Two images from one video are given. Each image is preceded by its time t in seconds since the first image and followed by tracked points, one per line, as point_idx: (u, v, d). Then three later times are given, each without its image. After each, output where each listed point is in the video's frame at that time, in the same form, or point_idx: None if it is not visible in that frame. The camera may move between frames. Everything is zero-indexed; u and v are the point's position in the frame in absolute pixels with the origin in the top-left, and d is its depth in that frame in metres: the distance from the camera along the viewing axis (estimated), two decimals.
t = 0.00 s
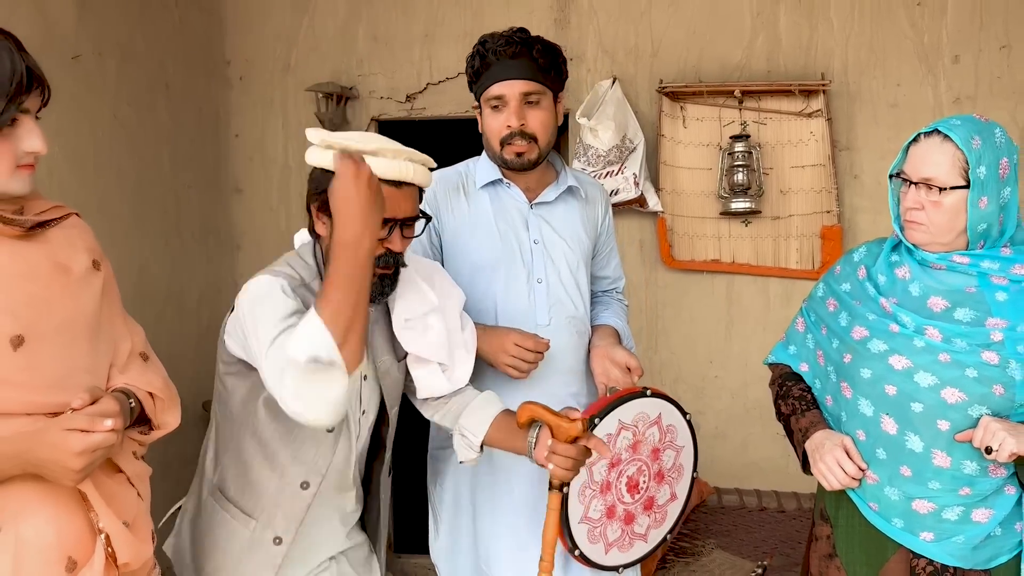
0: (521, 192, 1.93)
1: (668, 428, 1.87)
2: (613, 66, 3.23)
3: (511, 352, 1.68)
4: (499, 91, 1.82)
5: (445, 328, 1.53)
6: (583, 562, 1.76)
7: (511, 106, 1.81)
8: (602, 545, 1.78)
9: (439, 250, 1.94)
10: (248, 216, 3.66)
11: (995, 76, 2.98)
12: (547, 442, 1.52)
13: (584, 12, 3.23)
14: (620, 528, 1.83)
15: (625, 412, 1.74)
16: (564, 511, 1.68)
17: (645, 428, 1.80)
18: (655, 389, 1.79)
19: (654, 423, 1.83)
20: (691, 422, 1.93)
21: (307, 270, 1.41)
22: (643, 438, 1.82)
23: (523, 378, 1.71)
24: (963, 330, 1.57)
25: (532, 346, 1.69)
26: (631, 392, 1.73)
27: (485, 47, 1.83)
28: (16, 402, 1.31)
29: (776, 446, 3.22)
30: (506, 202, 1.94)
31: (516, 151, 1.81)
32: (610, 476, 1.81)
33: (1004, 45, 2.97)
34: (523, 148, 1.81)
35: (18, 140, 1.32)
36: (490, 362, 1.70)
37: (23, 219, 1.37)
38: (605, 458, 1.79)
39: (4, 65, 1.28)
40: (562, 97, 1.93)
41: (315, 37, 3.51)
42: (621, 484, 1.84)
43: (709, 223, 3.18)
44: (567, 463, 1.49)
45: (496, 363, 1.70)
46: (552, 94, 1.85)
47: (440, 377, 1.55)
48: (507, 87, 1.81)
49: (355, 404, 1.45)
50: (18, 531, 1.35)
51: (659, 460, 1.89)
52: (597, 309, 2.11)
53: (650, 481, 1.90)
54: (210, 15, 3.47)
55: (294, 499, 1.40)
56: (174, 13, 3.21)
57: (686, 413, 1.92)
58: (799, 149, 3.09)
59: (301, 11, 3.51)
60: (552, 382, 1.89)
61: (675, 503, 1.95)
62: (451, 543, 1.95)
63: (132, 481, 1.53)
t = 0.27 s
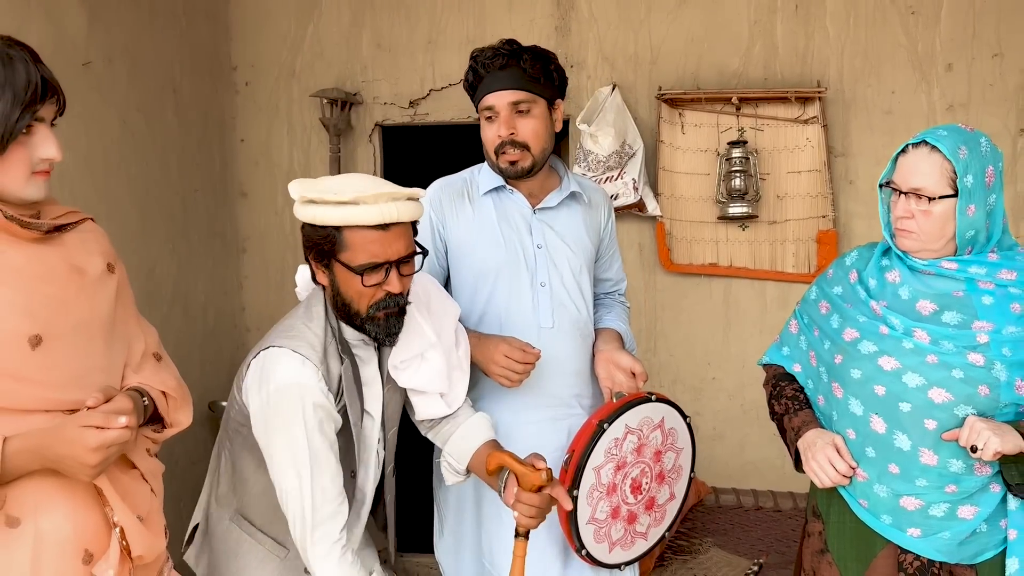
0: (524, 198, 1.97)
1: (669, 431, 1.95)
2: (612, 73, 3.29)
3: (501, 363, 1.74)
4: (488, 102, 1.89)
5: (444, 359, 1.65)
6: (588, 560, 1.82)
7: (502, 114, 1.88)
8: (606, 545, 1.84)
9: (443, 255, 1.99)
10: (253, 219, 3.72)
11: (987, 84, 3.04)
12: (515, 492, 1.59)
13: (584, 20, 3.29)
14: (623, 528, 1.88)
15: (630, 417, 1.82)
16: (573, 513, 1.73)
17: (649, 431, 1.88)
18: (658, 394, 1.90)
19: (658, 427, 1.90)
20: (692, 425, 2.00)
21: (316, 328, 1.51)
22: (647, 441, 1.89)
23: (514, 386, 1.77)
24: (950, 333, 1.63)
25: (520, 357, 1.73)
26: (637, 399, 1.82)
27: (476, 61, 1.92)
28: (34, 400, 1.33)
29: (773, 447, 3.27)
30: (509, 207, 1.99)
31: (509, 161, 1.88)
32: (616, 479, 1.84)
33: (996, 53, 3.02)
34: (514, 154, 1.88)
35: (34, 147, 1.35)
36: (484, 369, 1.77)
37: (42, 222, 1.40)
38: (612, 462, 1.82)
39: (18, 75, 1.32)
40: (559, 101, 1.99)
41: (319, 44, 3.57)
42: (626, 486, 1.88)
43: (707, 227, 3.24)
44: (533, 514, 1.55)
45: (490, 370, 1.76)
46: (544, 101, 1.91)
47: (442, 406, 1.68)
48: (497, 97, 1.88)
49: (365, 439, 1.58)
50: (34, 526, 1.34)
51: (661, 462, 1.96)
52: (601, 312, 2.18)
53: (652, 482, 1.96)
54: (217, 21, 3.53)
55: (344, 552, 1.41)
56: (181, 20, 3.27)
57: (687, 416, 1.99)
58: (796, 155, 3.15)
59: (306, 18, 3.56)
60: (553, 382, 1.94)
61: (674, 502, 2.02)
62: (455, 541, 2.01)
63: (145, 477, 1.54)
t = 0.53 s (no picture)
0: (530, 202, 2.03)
1: (671, 428, 2.00)
2: (611, 79, 3.35)
3: (506, 363, 1.79)
4: (491, 107, 1.95)
5: (442, 352, 1.67)
6: (591, 553, 1.87)
7: (504, 118, 1.94)
8: (609, 538, 1.89)
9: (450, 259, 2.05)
10: (257, 222, 3.77)
11: (979, 90, 3.10)
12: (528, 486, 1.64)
13: (583, 27, 3.35)
14: (628, 523, 1.94)
15: (631, 413, 1.88)
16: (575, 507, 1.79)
17: (650, 428, 1.94)
18: (659, 391, 1.95)
19: (659, 423, 1.96)
20: (694, 421, 2.06)
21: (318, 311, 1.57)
22: (648, 437, 1.95)
23: (519, 386, 1.82)
24: (938, 334, 1.68)
25: (524, 358, 1.78)
26: (637, 395, 1.88)
27: (477, 68, 1.98)
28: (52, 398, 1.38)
29: (769, 447, 3.32)
30: (514, 210, 2.04)
31: (511, 163, 1.93)
32: (618, 474, 1.90)
33: (989, 60, 3.08)
34: (516, 156, 1.93)
35: (50, 152, 1.38)
36: (489, 368, 1.82)
37: (58, 225, 1.42)
38: (613, 458, 1.87)
39: (37, 82, 1.34)
40: (561, 105, 2.04)
41: (323, 49, 3.62)
42: (628, 481, 1.94)
43: (705, 231, 3.29)
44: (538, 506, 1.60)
45: (496, 369, 1.81)
46: (545, 104, 1.96)
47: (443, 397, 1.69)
48: (498, 102, 1.94)
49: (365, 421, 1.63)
50: (52, 521, 1.39)
51: (663, 458, 2.01)
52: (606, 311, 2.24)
53: (656, 477, 2.01)
54: (222, 27, 3.58)
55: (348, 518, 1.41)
56: (188, 26, 3.32)
57: (689, 413, 2.05)
58: (792, 160, 3.20)
59: (310, 24, 3.62)
60: (558, 382, 1.99)
61: (679, 497, 2.07)
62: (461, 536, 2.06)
63: (157, 473, 1.58)
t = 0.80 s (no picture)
0: (538, 208, 2.07)
1: (672, 431, 2.05)
2: (612, 85, 3.39)
3: (521, 365, 1.82)
4: (500, 113, 1.99)
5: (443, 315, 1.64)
6: (591, 552, 1.91)
7: (512, 125, 1.98)
8: (609, 538, 1.93)
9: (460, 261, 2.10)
10: (262, 225, 3.82)
11: (975, 97, 3.14)
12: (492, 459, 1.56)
13: (584, 34, 3.40)
14: (628, 523, 1.98)
15: (634, 416, 1.92)
16: (576, 505, 1.84)
17: (652, 430, 1.98)
18: (662, 395, 1.99)
19: (661, 426, 2.01)
20: (694, 426, 2.10)
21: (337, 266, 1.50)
22: (650, 440, 1.99)
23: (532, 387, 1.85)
24: (932, 338, 1.72)
25: (538, 361, 1.82)
26: (640, 398, 1.93)
27: (487, 77, 2.02)
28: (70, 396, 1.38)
29: (767, 449, 3.36)
30: (522, 216, 2.09)
31: (520, 168, 1.97)
32: (619, 474, 1.94)
33: (984, 68, 3.12)
34: (525, 162, 1.97)
35: (68, 160, 1.37)
36: (504, 369, 1.86)
37: (74, 231, 1.42)
38: (615, 458, 1.92)
39: (56, 92, 1.34)
40: (569, 112, 2.07)
41: (327, 55, 3.67)
42: (628, 482, 1.98)
43: (704, 235, 3.34)
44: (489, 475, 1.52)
45: (510, 370, 1.85)
46: (553, 110, 1.99)
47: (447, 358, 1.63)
48: (507, 109, 1.98)
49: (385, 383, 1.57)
50: (67, 519, 1.42)
51: (664, 460, 2.06)
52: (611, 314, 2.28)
53: (655, 479, 2.05)
54: (228, 33, 3.63)
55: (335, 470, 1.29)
56: (194, 33, 3.37)
57: (689, 417, 2.10)
58: (789, 165, 3.25)
59: (315, 30, 3.66)
60: (565, 384, 2.03)
61: (677, 500, 2.12)
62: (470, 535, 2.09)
63: (170, 472, 1.61)
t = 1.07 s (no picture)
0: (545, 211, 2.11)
1: (676, 432, 2.08)
2: (614, 90, 3.43)
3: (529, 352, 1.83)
4: (506, 116, 2.02)
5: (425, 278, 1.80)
6: (597, 551, 1.94)
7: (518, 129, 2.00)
8: (614, 537, 1.96)
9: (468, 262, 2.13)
10: (267, 229, 3.86)
11: (973, 103, 3.18)
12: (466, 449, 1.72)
13: (586, 40, 3.44)
14: (632, 522, 2.01)
15: (639, 417, 1.96)
16: (583, 505, 1.87)
17: (657, 431, 2.01)
18: (666, 398, 2.03)
19: (665, 427, 2.04)
20: (697, 427, 2.14)
21: (339, 245, 1.52)
22: (655, 441, 2.02)
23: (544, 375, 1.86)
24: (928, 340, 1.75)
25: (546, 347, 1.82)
26: (644, 399, 1.96)
27: (497, 81, 2.05)
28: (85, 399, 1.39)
29: (767, 451, 3.39)
30: (530, 219, 2.12)
31: (522, 173, 2.01)
32: (624, 475, 1.97)
33: (982, 73, 3.16)
34: (528, 166, 2.01)
35: (83, 166, 1.37)
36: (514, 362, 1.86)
37: (88, 235, 1.43)
38: (621, 458, 1.95)
39: (72, 99, 1.33)
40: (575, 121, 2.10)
41: (332, 60, 3.70)
42: (633, 482, 2.01)
43: (704, 239, 3.37)
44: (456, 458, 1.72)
45: (520, 361, 1.85)
46: (560, 117, 2.02)
47: (430, 334, 1.80)
48: (514, 112, 2.00)
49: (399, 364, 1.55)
50: (82, 516, 1.44)
51: (668, 461, 2.09)
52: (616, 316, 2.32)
53: (660, 480, 2.08)
54: (233, 38, 3.66)
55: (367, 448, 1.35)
56: (200, 38, 3.40)
57: (693, 418, 2.13)
58: (789, 170, 3.28)
59: (319, 35, 3.70)
60: (571, 384, 2.07)
61: (681, 501, 2.15)
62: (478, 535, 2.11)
63: (181, 472, 1.63)
